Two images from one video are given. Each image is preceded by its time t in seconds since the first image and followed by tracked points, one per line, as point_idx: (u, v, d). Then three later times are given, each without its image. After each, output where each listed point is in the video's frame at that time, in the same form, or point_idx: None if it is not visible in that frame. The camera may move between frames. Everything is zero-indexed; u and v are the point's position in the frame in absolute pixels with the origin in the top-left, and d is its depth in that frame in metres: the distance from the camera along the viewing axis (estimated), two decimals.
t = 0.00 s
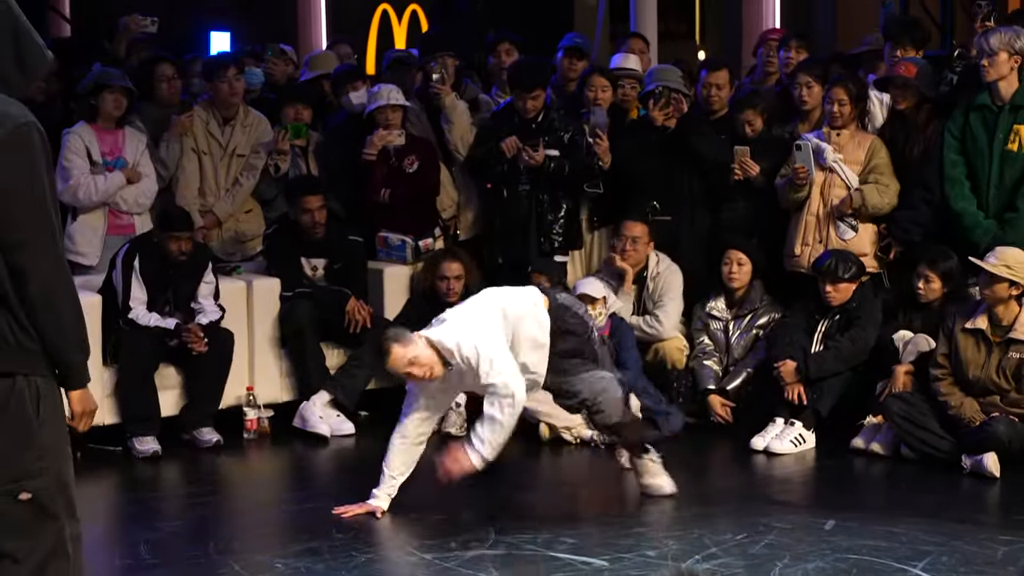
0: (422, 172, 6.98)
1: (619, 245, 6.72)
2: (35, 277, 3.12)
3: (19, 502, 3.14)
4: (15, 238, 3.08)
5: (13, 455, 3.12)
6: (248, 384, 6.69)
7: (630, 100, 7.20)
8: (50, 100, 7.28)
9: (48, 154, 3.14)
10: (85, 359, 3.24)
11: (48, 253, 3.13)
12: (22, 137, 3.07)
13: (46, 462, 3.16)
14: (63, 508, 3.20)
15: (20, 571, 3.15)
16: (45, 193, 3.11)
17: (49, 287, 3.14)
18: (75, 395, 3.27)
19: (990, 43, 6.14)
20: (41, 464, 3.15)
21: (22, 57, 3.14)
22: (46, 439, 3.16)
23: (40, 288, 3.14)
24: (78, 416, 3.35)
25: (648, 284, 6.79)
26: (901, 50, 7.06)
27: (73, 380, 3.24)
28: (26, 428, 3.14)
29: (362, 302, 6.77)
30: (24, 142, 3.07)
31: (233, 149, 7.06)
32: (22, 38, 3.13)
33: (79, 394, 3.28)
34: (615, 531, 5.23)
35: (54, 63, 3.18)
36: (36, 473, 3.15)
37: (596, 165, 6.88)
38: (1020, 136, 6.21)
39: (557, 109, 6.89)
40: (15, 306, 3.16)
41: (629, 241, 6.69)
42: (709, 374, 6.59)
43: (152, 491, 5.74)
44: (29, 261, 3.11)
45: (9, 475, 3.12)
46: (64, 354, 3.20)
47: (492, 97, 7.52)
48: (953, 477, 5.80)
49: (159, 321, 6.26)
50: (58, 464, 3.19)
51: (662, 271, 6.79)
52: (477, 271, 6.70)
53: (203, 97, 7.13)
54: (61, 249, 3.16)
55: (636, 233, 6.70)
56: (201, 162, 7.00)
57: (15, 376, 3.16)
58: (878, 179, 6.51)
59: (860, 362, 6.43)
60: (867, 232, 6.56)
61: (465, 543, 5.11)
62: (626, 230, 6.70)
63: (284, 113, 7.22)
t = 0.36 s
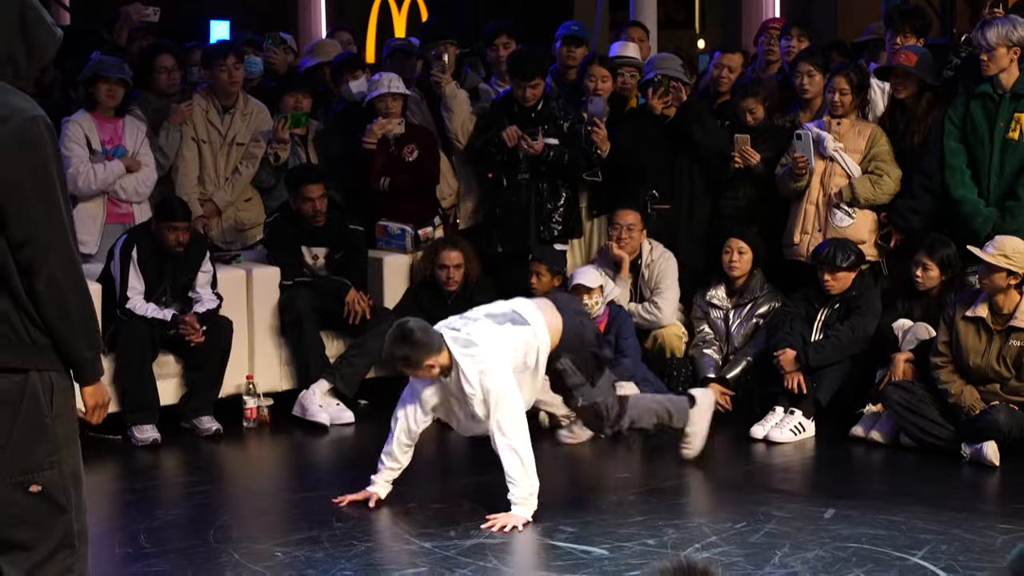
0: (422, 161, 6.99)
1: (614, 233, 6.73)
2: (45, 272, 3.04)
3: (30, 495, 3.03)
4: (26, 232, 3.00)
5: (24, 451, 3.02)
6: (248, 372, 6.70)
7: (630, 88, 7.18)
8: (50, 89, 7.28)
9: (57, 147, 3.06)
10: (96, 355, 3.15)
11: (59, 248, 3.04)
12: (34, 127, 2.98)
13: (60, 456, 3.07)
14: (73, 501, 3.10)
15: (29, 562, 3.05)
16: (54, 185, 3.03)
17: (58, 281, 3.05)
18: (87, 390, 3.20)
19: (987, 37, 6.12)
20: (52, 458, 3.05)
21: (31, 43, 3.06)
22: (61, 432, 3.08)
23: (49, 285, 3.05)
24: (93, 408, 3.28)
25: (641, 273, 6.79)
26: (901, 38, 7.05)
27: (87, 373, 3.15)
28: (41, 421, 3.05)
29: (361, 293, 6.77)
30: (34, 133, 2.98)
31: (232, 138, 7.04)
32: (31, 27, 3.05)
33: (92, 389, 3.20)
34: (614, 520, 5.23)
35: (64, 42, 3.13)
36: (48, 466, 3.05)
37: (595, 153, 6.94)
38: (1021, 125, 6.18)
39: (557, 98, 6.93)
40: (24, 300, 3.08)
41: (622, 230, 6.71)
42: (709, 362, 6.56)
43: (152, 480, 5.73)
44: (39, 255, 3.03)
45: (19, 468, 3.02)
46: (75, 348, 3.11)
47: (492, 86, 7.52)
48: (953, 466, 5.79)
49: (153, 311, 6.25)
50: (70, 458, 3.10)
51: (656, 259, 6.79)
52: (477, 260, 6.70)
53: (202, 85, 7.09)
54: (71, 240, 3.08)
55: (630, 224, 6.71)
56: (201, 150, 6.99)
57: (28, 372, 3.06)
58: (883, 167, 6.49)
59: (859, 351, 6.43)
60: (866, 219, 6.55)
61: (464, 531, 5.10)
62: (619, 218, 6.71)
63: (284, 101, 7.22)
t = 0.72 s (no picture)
0: (422, 157, 6.99)
1: (615, 227, 6.73)
2: (55, 283, 2.97)
3: (33, 499, 3.01)
4: (38, 243, 2.93)
5: (32, 455, 3.00)
6: (247, 369, 6.70)
7: (629, 84, 7.19)
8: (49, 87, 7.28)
9: (73, 153, 2.98)
10: (106, 370, 3.09)
11: (69, 258, 2.97)
12: (50, 138, 2.91)
13: (66, 462, 3.05)
14: (76, 509, 3.08)
15: (25, 565, 3.01)
16: (69, 196, 2.96)
17: (69, 292, 2.98)
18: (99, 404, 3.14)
19: (997, 38, 6.05)
20: (58, 464, 3.03)
21: (53, 43, 3.03)
22: (72, 439, 3.06)
23: (57, 296, 2.98)
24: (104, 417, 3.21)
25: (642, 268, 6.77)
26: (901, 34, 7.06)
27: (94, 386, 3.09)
28: (53, 427, 3.02)
29: (361, 291, 6.76)
30: (50, 142, 2.91)
31: (232, 134, 7.04)
32: (53, 27, 3.03)
33: (104, 402, 3.14)
34: (614, 516, 5.22)
35: (86, 39, 3.11)
36: (52, 472, 3.03)
37: (596, 153, 6.91)
38: (1020, 121, 6.17)
39: (556, 94, 6.95)
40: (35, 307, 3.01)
41: (623, 226, 6.69)
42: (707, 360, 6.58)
43: (151, 476, 5.73)
44: (50, 266, 2.95)
45: (23, 472, 3.00)
46: (83, 362, 3.04)
47: (491, 82, 7.54)
48: (952, 463, 5.79)
49: (152, 308, 6.24)
50: (76, 466, 3.07)
51: (657, 255, 6.77)
52: (475, 257, 6.69)
53: (201, 82, 7.10)
54: (84, 253, 3.00)
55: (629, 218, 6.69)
56: (199, 147, 7.00)
57: (43, 380, 3.03)
58: (876, 164, 6.51)
59: (858, 347, 6.42)
60: (865, 216, 6.55)
61: (464, 528, 5.10)
62: (620, 212, 6.70)
63: (283, 98, 7.22)
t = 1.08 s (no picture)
0: (422, 158, 7.00)
1: (620, 226, 6.73)
2: (73, 296, 2.92)
3: (37, 510, 3.00)
4: (58, 253, 2.90)
5: (38, 466, 3.00)
6: (246, 370, 6.71)
7: (629, 86, 7.15)
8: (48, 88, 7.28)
9: (99, 165, 2.97)
10: (110, 402, 3.01)
11: (85, 275, 2.93)
12: (78, 149, 2.90)
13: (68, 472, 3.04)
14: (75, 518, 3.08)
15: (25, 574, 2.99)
16: (94, 210, 2.94)
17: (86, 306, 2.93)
18: (95, 436, 3.03)
19: (997, 41, 6.04)
20: (63, 475, 3.03)
21: (84, 57, 3.07)
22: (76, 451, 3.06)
23: (70, 313, 2.93)
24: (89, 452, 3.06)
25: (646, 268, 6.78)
26: (902, 35, 7.05)
27: (97, 414, 3.00)
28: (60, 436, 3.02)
29: (361, 292, 6.78)
30: (77, 154, 2.89)
31: (231, 136, 7.05)
32: (87, 39, 3.06)
33: (101, 434, 3.03)
34: (613, 517, 5.22)
35: (115, 56, 3.14)
36: (56, 483, 3.03)
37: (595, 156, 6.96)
38: (1020, 122, 6.16)
39: (556, 96, 6.95)
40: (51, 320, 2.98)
41: (627, 225, 6.70)
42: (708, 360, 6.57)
43: (151, 477, 5.73)
44: (70, 277, 2.92)
45: (27, 482, 2.99)
46: (88, 388, 2.98)
47: (491, 83, 7.54)
48: (951, 464, 5.79)
49: (152, 310, 6.25)
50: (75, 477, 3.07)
51: (661, 255, 6.78)
52: (475, 258, 6.69)
53: (201, 83, 7.11)
54: (105, 266, 2.97)
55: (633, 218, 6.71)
56: (199, 148, 7.01)
57: (50, 390, 3.00)
58: (874, 165, 6.50)
59: (858, 348, 6.41)
60: (863, 217, 6.55)
61: (463, 529, 5.10)
62: (625, 211, 6.71)
63: (281, 99, 7.19)
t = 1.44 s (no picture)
0: (421, 161, 7.03)
1: (620, 229, 6.73)
2: (86, 305, 2.94)
3: (38, 515, 2.97)
4: (71, 261, 2.91)
5: (40, 472, 2.97)
6: (246, 373, 6.74)
7: (628, 90, 7.22)
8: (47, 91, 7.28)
9: (111, 171, 2.98)
10: (124, 398, 3.07)
11: (99, 278, 2.95)
12: (90, 156, 2.91)
13: (72, 479, 3.02)
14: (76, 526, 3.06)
15: None
16: (106, 214, 2.95)
17: (99, 316, 2.95)
18: (108, 430, 3.10)
19: (997, 45, 6.04)
20: (65, 480, 3.00)
21: (95, 60, 3.04)
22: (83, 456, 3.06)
23: (86, 318, 2.95)
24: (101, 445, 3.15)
25: (647, 271, 6.79)
26: (902, 39, 7.05)
27: (114, 410, 3.06)
28: (67, 441, 3.00)
29: (360, 295, 6.76)
30: (90, 161, 2.90)
31: (230, 139, 7.05)
32: (97, 42, 3.04)
33: (114, 430, 3.10)
34: (612, 521, 5.22)
35: (126, 61, 3.11)
36: (59, 489, 3.00)
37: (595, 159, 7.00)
38: (1019, 126, 6.17)
39: (554, 99, 6.97)
40: (63, 330, 3.00)
41: (627, 230, 6.71)
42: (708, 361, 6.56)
43: (150, 481, 5.73)
44: (82, 285, 2.93)
45: (30, 488, 2.96)
46: (103, 387, 3.02)
47: (491, 87, 7.55)
48: (951, 467, 5.79)
49: (151, 313, 6.25)
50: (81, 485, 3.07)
51: (662, 258, 6.79)
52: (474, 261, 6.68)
53: (201, 87, 7.13)
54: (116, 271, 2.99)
55: (632, 221, 6.70)
56: (199, 151, 7.01)
57: (59, 396, 3.00)
58: (873, 169, 6.50)
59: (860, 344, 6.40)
60: (861, 221, 6.56)
61: (462, 533, 5.09)
62: (625, 216, 6.70)
63: (281, 103, 7.22)
